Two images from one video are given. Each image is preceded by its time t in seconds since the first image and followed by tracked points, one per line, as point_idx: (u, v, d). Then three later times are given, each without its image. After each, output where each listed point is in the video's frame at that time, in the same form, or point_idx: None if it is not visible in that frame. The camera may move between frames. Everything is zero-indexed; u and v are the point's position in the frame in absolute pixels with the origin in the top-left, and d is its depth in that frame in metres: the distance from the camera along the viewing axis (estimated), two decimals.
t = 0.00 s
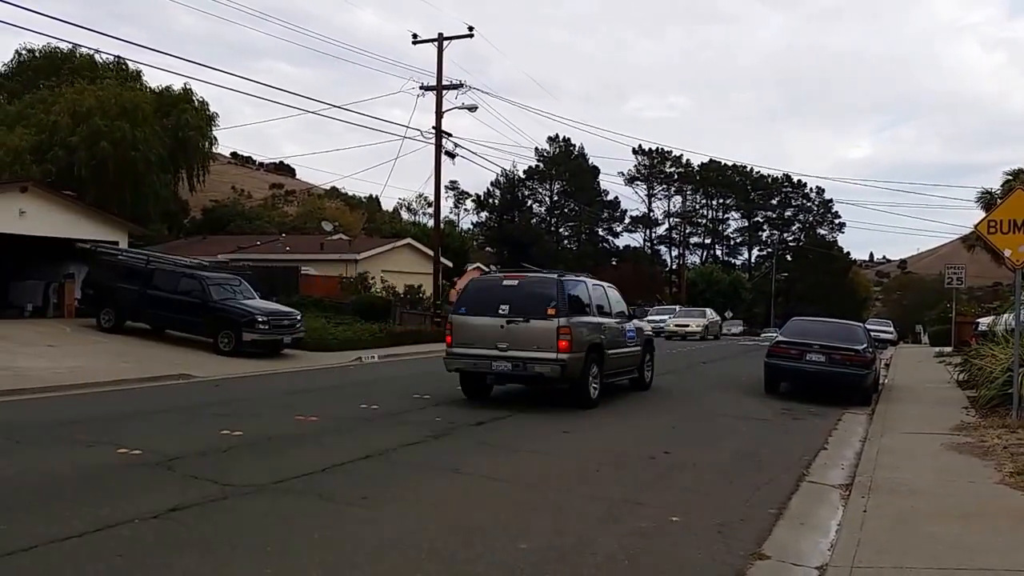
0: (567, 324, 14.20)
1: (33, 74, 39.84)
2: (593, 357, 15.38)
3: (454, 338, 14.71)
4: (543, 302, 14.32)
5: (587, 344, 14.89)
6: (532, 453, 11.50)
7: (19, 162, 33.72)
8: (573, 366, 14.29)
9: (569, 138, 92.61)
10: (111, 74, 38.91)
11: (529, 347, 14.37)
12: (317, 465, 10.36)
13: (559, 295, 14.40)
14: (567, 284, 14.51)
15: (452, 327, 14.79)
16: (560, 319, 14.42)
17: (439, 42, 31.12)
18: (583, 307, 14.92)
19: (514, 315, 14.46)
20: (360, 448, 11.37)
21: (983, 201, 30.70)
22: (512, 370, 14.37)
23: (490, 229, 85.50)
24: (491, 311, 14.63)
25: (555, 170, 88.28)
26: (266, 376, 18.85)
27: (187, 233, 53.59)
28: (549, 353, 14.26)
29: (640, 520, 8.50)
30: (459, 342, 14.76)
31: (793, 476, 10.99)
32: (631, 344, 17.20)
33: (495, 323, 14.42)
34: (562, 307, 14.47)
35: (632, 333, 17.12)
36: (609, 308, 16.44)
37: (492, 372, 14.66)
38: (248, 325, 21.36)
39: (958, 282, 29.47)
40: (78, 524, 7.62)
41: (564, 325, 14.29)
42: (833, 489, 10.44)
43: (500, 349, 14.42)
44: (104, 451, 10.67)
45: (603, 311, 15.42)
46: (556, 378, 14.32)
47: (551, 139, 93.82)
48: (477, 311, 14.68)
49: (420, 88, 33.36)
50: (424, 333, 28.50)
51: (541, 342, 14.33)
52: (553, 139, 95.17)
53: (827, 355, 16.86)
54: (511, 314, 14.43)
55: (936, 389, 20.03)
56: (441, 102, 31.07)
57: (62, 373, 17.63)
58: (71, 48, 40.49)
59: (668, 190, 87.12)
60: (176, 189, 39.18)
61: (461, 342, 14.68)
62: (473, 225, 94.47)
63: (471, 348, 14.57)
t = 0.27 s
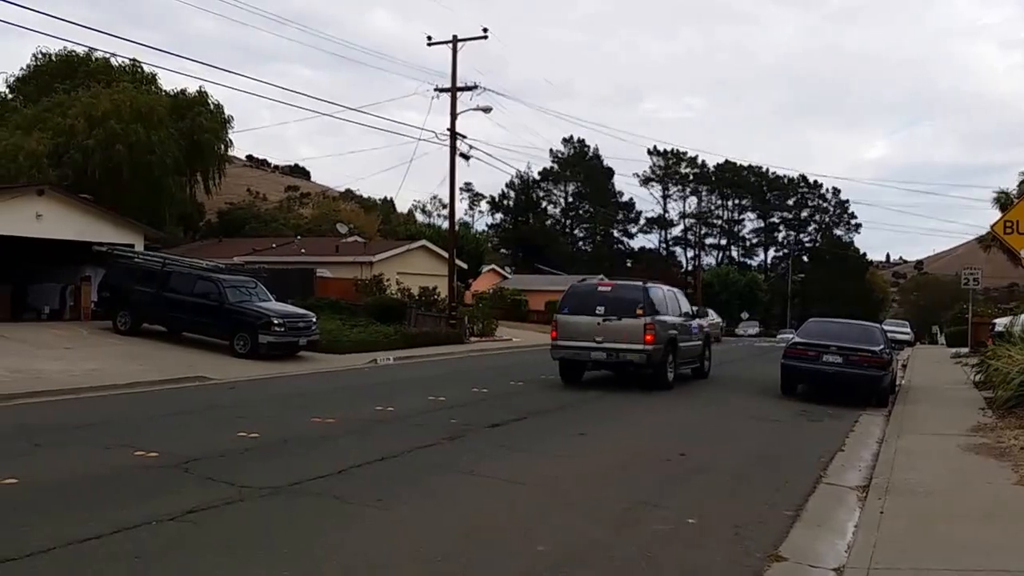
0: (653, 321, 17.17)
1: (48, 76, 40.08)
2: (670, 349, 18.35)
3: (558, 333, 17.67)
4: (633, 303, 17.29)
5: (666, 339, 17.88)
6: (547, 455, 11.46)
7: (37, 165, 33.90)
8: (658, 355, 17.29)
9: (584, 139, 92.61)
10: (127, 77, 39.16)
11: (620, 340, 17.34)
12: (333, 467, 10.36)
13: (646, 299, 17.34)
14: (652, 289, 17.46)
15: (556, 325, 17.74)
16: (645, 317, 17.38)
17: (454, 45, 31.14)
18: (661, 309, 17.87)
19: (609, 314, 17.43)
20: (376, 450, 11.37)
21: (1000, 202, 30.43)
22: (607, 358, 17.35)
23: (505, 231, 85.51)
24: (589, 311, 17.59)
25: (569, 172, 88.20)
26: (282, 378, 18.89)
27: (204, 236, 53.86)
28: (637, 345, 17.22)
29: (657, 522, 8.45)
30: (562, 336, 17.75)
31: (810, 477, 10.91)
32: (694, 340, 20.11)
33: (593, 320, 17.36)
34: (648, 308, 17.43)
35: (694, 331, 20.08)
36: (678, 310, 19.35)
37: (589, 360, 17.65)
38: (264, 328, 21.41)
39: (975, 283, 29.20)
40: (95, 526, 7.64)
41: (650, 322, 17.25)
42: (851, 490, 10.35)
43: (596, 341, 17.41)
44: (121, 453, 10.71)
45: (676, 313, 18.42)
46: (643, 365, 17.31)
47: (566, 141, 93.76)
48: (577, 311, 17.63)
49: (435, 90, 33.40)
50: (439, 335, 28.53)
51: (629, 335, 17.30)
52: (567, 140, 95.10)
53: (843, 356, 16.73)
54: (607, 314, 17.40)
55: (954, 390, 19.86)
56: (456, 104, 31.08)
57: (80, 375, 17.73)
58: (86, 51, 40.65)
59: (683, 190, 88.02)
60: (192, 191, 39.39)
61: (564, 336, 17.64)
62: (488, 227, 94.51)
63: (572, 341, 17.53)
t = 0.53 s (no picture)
0: (718, 321, 20.46)
1: (70, 83, 40.50)
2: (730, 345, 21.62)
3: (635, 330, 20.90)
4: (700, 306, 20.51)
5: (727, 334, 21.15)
6: (567, 456, 11.47)
7: (60, 170, 34.03)
8: (722, 348, 20.61)
9: (601, 141, 92.56)
10: (148, 82, 39.51)
11: (689, 335, 20.62)
12: (352, 468, 10.40)
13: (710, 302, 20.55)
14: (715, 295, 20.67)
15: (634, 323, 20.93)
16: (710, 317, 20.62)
17: (471, 47, 31.20)
18: (723, 311, 21.10)
19: (679, 315, 20.68)
20: (394, 452, 11.41)
21: (1023, 201, 30.09)
22: (680, 351, 20.61)
23: (522, 233, 85.53)
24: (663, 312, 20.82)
25: (587, 173, 88.10)
26: (302, 379, 19.00)
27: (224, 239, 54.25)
28: (704, 339, 20.53)
29: (676, 524, 8.44)
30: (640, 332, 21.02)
31: (831, 479, 10.84)
32: (748, 336, 23.30)
33: (666, 320, 20.67)
34: (711, 310, 20.71)
35: (747, 328, 23.27)
36: (734, 310, 22.58)
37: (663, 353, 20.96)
38: (284, 330, 21.53)
39: (997, 283, 28.92)
40: (118, 528, 7.71)
41: (714, 320, 20.52)
42: (872, 492, 10.29)
43: (669, 336, 20.70)
44: (143, 455, 10.80)
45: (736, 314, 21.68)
46: (710, 356, 20.61)
47: (583, 142, 93.74)
48: (652, 312, 20.86)
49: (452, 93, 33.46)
50: (457, 337, 28.58)
51: (696, 331, 20.58)
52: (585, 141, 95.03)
53: (864, 357, 16.61)
54: (677, 314, 20.67)
55: (976, 392, 19.68)
56: (473, 107, 31.14)
57: (103, 377, 17.88)
58: (107, 56, 40.98)
59: (702, 192, 88.28)
60: (212, 196, 39.66)
61: (641, 333, 20.85)
62: (506, 229, 94.60)
63: (649, 336, 20.77)
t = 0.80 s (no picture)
0: (775, 321, 22.69)
1: (97, 88, 40.92)
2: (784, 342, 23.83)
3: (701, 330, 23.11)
4: (758, 308, 22.74)
5: (783, 332, 23.43)
6: (589, 459, 11.46)
7: (87, 175, 34.25)
8: (778, 345, 22.86)
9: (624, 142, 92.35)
10: (173, 88, 39.89)
11: (749, 334, 22.89)
12: (376, 470, 10.45)
13: (768, 305, 22.77)
14: (772, 297, 22.90)
15: (699, 323, 23.19)
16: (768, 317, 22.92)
17: (493, 50, 31.24)
18: (777, 311, 23.36)
19: (740, 316, 22.92)
20: (418, 454, 11.44)
21: None
22: (742, 348, 22.92)
23: (545, 235, 85.48)
24: (724, 313, 23.06)
25: (610, 175, 87.91)
26: (326, 382, 19.09)
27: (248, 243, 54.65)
28: (763, 337, 22.79)
29: (700, 527, 8.40)
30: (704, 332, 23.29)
31: (857, 482, 10.75)
32: (798, 333, 25.49)
33: (729, 320, 22.81)
34: (769, 310, 22.86)
35: (799, 325, 25.49)
36: (785, 309, 24.82)
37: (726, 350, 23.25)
38: (308, 333, 21.67)
39: None
40: (144, 530, 7.77)
41: (771, 321, 22.74)
42: (899, 495, 10.20)
43: (731, 335, 22.86)
44: (170, 458, 10.89)
45: (790, 314, 23.95)
46: (768, 353, 22.93)
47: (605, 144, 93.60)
48: (715, 313, 23.09)
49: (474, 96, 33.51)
50: (480, 340, 28.62)
51: (756, 330, 22.87)
52: (608, 142, 94.88)
53: (891, 359, 16.46)
54: (739, 315, 22.80)
55: (1005, 394, 19.42)
56: (495, 109, 31.18)
57: (129, 380, 18.07)
58: (133, 62, 41.42)
59: (725, 193, 88.09)
60: (237, 200, 39.95)
61: (705, 332, 23.13)
62: (528, 231, 94.60)
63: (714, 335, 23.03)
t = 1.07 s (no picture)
0: (829, 323, 26.19)
1: (127, 94, 41.43)
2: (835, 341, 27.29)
3: (763, 328, 26.73)
4: (814, 310, 26.34)
5: (834, 330, 26.99)
6: (618, 462, 11.43)
7: (118, 180, 34.79)
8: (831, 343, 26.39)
9: (650, 143, 92.09)
10: (202, 93, 40.32)
11: (805, 332, 26.53)
12: (404, 472, 10.48)
13: (823, 307, 26.35)
14: (826, 301, 26.50)
15: (761, 323, 26.91)
16: (822, 317, 26.50)
17: (518, 52, 31.26)
18: (830, 312, 26.91)
19: (798, 317, 26.52)
20: (446, 456, 11.47)
21: None
22: (799, 343, 26.52)
23: (571, 237, 85.38)
24: (784, 314, 26.64)
25: (636, 176, 87.70)
26: (353, 384, 19.19)
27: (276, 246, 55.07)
28: (818, 335, 26.41)
29: (729, 530, 8.35)
30: (765, 330, 26.89)
31: (889, 485, 10.64)
32: (846, 333, 29.07)
33: (788, 320, 26.46)
34: (823, 313, 26.42)
35: (847, 328, 29.12)
36: (837, 312, 28.51)
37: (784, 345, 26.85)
38: (335, 335, 21.80)
39: None
40: (175, 531, 7.85)
41: (826, 322, 26.26)
42: (932, 499, 10.08)
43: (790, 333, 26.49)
44: (201, 459, 11.00)
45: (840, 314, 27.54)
46: (822, 348, 26.56)
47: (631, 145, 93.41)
48: (775, 314, 26.70)
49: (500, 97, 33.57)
50: (506, 342, 28.63)
51: (811, 330, 26.49)
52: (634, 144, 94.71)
53: (923, 360, 16.29)
54: (797, 316, 26.41)
55: None
56: (520, 111, 31.19)
57: (161, 383, 18.26)
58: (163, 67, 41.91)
59: (752, 193, 87.57)
60: (265, 204, 40.25)
61: (766, 331, 26.85)
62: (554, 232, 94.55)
63: (773, 333, 26.66)
